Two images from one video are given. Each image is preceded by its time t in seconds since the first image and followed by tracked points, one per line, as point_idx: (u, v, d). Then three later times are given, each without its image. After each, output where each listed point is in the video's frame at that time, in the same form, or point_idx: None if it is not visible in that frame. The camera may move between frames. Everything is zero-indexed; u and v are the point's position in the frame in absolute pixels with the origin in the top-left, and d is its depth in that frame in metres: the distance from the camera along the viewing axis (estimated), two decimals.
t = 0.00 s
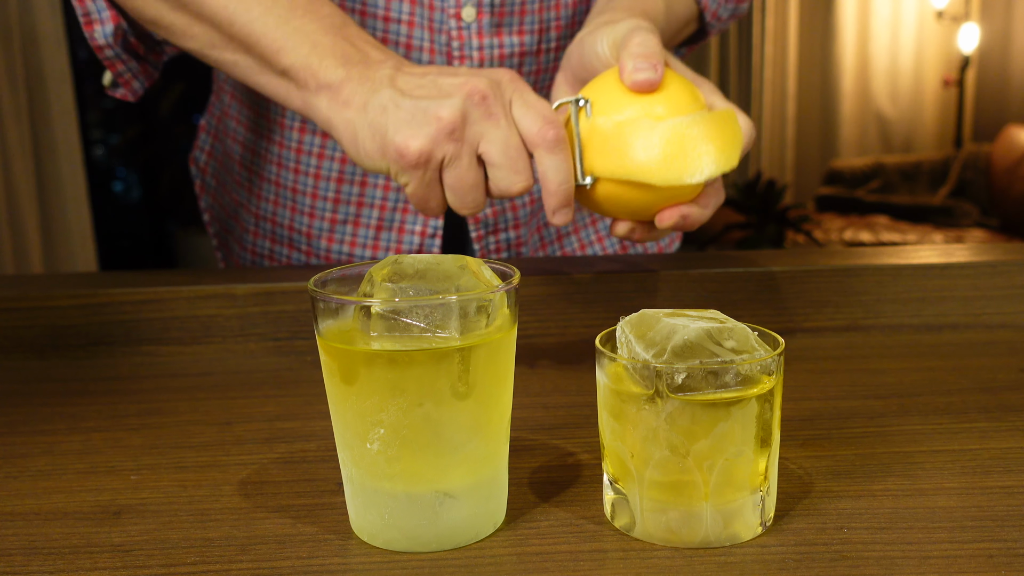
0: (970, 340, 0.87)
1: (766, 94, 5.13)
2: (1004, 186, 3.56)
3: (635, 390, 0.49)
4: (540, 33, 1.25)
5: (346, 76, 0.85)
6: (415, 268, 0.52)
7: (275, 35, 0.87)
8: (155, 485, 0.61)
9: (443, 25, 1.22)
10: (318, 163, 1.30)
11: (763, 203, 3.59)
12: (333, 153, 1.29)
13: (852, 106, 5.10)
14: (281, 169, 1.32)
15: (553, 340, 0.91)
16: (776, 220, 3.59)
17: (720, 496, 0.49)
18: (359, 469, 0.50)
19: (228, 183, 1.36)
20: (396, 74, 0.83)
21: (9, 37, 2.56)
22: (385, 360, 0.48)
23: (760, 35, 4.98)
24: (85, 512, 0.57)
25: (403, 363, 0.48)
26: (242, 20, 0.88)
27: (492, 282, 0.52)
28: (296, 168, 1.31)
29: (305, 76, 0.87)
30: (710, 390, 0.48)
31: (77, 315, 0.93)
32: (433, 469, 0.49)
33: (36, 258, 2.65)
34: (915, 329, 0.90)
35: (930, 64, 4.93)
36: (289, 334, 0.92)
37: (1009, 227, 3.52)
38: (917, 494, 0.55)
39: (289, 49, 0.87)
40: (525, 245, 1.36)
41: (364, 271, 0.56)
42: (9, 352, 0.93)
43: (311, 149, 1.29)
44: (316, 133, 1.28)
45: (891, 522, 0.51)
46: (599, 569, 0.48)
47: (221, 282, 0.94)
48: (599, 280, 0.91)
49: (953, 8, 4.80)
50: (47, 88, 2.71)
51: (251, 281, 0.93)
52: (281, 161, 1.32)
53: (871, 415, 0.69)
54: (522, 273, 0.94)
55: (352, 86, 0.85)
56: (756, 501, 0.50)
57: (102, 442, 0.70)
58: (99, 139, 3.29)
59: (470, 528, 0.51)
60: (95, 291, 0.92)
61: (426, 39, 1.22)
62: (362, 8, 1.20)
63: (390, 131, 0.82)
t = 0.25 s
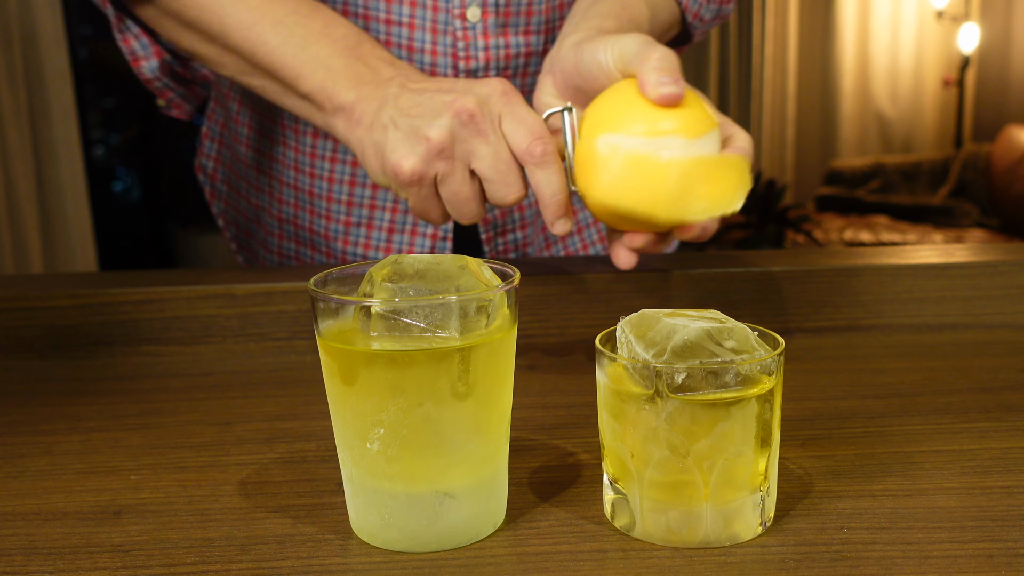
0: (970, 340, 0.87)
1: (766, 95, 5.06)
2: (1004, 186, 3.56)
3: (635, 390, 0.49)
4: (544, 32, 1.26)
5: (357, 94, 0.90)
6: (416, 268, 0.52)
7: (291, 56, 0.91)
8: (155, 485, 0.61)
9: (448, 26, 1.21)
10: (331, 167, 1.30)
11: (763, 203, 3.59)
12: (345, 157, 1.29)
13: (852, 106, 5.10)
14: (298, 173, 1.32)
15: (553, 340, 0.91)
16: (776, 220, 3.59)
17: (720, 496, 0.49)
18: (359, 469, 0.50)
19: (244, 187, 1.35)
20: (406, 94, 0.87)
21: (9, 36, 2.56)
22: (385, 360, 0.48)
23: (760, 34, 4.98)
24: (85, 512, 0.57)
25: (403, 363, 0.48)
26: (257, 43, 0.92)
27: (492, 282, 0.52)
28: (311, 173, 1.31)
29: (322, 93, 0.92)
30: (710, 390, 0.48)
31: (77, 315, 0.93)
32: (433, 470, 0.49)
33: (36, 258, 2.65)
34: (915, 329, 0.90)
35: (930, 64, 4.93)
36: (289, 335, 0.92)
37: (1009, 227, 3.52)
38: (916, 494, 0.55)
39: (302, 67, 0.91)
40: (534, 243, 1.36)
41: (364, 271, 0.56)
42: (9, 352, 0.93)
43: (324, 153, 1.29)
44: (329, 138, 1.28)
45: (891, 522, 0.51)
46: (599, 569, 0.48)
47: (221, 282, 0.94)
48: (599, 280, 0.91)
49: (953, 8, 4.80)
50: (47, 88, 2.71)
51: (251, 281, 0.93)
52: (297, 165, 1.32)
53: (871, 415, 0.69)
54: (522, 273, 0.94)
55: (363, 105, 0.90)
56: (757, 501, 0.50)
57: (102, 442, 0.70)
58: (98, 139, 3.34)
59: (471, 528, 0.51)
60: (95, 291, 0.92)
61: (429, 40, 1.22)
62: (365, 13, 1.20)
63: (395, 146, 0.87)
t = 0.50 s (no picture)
0: (970, 340, 0.87)
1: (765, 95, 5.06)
2: (1004, 185, 3.56)
3: (635, 389, 0.49)
4: (532, 28, 1.24)
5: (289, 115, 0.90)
6: (415, 268, 0.52)
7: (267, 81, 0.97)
8: (155, 485, 0.61)
9: (433, 21, 1.20)
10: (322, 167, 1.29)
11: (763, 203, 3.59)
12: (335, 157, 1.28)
13: (852, 106, 5.10)
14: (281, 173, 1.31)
15: (553, 340, 0.91)
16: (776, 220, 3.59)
17: (719, 496, 0.49)
18: (359, 469, 0.50)
19: (235, 192, 1.42)
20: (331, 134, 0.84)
21: (9, 36, 2.57)
22: (385, 360, 0.48)
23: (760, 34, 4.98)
24: (85, 512, 0.57)
25: (403, 362, 0.48)
26: (266, 69, 0.99)
27: (492, 282, 0.52)
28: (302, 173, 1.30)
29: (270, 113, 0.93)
30: (710, 390, 0.48)
31: (77, 314, 0.93)
32: (433, 469, 0.49)
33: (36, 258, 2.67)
34: (915, 329, 0.90)
35: (930, 64, 4.93)
36: (289, 335, 0.92)
37: (1009, 227, 3.52)
38: (916, 494, 0.55)
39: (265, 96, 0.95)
40: (534, 243, 1.35)
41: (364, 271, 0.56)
42: (9, 352, 0.93)
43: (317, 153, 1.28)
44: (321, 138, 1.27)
45: (891, 522, 0.51)
46: (599, 569, 0.48)
47: (221, 282, 0.94)
48: (599, 280, 0.91)
49: (952, 7, 4.80)
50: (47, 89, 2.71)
51: (252, 281, 0.93)
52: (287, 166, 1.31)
53: (872, 415, 0.69)
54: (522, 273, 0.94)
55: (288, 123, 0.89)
56: (756, 501, 0.50)
57: (103, 442, 0.70)
58: (99, 139, 3.33)
59: (470, 528, 0.51)
60: (95, 291, 0.92)
61: (413, 37, 1.20)
62: (350, 12, 1.20)
63: (385, 157, 0.86)
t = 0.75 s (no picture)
0: (971, 340, 0.87)
1: (765, 96, 5.05)
2: (1004, 185, 3.56)
3: (635, 389, 0.49)
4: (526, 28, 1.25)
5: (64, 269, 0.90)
6: (415, 268, 0.52)
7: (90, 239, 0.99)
8: (155, 485, 0.61)
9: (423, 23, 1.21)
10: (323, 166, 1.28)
11: (763, 203, 3.59)
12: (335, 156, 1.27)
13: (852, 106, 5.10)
14: (273, 173, 1.30)
15: (553, 340, 0.91)
16: (776, 220, 3.59)
17: (720, 497, 0.49)
18: (359, 469, 0.50)
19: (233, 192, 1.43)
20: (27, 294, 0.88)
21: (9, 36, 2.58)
22: (385, 360, 0.47)
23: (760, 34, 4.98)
24: (85, 512, 0.57)
25: (403, 362, 0.48)
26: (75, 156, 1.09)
27: (492, 282, 0.52)
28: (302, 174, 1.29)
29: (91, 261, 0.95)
30: (710, 390, 0.48)
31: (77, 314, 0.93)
32: (433, 469, 0.49)
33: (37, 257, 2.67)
34: (916, 329, 0.90)
35: (930, 63, 4.93)
36: (290, 335, 0.92)
37: (1009, 227, 3.52)
38: (916, 494, 0.55)
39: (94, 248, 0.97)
40: (550, 245, 1.35)
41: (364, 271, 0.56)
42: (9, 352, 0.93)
43: (318, 153, 1.28)
44: (321, 138, 1.28)
45: (891, 522, 0.51)
46: (599, 569, 0.48)
47: (221, 282, 0.94)
48: (600, 280, 0.91)
49: (953, 7, 4.80)
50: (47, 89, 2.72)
51: (252, 282, 0.93)
52: (287, 168, 1.29)
53: (871, 415, 0.69)
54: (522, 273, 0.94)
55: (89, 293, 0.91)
56: (756, 501, 0.50)
57: (102, 442, 0.70)
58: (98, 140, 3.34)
59: (470, 528, 0.51)
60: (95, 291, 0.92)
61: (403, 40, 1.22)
62: (342, 17, 1.22)
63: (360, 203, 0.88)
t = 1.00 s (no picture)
0: (971, 340, 0.87)
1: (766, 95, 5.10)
2: (1004, 185, 3.56)
3: (635, 389, 0.49)
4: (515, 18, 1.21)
5: None
6: (415, 268, 0.52)
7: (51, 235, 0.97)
8: (155, 485, 0.61)
9: (400, 19, 1.18)
10: (313, 165, 1.29)
11: (763, 203, 3.59)
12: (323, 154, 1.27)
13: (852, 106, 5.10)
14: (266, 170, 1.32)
15: (553, 340, 0.91)
16: (777, 220, 3.59)
17: (720, 496, 0.49)
18: (359, 469, 0.50)
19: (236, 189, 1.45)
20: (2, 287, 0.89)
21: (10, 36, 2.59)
22: (385, 360, 0.47)
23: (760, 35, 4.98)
24: (85, 512, 0.57)
25: (403, 363, 0.48)
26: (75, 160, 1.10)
27: (492, 282, 0.52)
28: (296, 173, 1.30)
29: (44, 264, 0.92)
30: (710, 390, 0.48)
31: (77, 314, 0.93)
32: (433, 469, 0.49)
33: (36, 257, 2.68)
34: (916, 329, 0.90)
35: (930, 63, 4.93)
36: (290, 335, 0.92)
37: (1009, 227, 3.52)
38: (916, 494, 0.55)
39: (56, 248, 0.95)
40: (550, 235, 1.38)
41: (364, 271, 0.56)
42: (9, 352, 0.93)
43: (307, 152, 1.28)
44: (310, 137, 1.28)
45: (892, 523, 0.51)
46: (599, 569, 0.48)
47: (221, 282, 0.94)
48: (600, 280, 0.91)
49: (953, 8, 4.80)
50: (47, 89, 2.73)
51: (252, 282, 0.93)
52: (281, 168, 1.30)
53: (872, 415, 0.69)
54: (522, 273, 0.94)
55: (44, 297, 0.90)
56: (757, 501, 0.50)
57: (102, 442, 0.70)
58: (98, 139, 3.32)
59: (470, 528, 0.51)
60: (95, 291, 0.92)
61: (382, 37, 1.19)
62: (312, 10, 1.21)
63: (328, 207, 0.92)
